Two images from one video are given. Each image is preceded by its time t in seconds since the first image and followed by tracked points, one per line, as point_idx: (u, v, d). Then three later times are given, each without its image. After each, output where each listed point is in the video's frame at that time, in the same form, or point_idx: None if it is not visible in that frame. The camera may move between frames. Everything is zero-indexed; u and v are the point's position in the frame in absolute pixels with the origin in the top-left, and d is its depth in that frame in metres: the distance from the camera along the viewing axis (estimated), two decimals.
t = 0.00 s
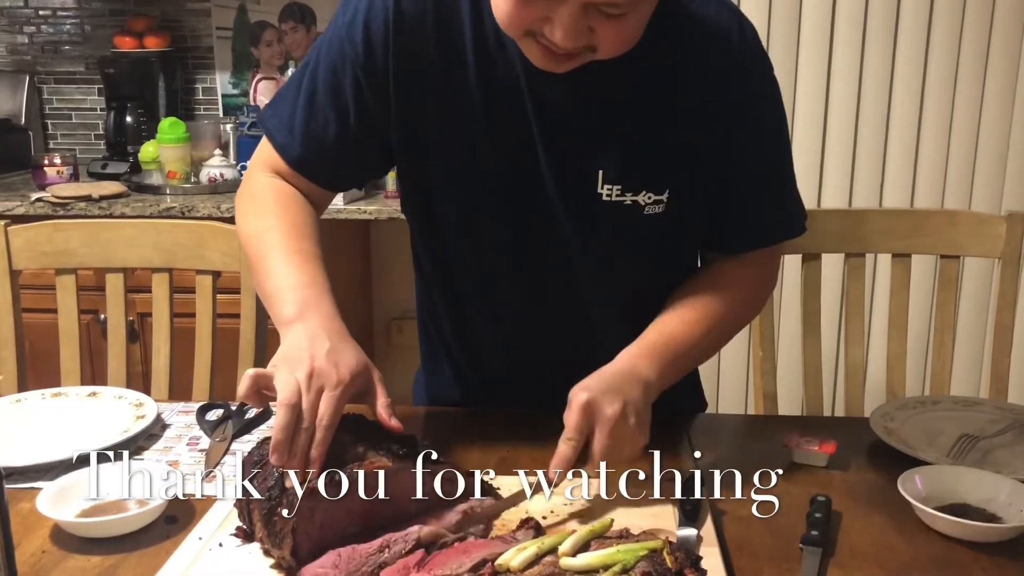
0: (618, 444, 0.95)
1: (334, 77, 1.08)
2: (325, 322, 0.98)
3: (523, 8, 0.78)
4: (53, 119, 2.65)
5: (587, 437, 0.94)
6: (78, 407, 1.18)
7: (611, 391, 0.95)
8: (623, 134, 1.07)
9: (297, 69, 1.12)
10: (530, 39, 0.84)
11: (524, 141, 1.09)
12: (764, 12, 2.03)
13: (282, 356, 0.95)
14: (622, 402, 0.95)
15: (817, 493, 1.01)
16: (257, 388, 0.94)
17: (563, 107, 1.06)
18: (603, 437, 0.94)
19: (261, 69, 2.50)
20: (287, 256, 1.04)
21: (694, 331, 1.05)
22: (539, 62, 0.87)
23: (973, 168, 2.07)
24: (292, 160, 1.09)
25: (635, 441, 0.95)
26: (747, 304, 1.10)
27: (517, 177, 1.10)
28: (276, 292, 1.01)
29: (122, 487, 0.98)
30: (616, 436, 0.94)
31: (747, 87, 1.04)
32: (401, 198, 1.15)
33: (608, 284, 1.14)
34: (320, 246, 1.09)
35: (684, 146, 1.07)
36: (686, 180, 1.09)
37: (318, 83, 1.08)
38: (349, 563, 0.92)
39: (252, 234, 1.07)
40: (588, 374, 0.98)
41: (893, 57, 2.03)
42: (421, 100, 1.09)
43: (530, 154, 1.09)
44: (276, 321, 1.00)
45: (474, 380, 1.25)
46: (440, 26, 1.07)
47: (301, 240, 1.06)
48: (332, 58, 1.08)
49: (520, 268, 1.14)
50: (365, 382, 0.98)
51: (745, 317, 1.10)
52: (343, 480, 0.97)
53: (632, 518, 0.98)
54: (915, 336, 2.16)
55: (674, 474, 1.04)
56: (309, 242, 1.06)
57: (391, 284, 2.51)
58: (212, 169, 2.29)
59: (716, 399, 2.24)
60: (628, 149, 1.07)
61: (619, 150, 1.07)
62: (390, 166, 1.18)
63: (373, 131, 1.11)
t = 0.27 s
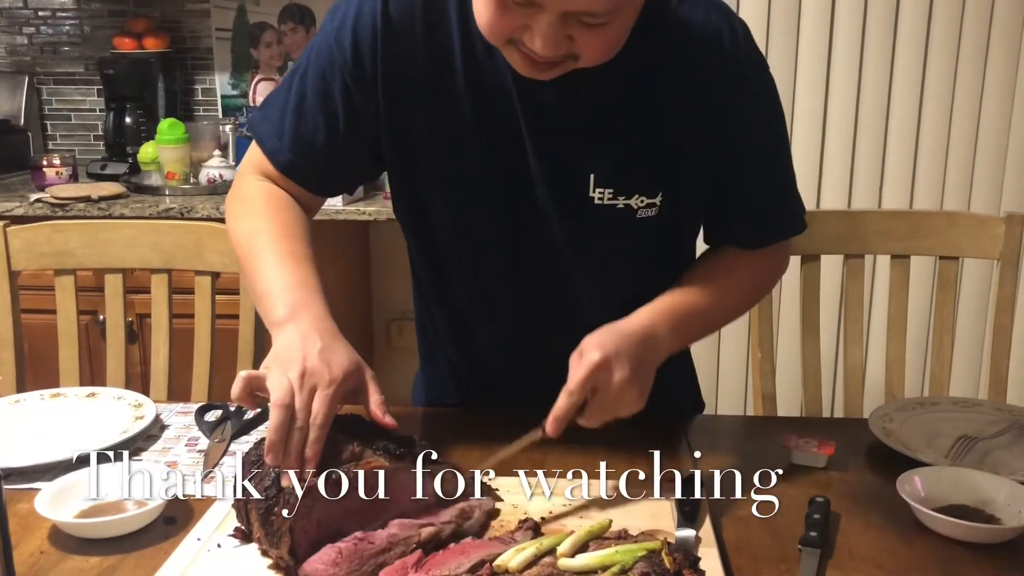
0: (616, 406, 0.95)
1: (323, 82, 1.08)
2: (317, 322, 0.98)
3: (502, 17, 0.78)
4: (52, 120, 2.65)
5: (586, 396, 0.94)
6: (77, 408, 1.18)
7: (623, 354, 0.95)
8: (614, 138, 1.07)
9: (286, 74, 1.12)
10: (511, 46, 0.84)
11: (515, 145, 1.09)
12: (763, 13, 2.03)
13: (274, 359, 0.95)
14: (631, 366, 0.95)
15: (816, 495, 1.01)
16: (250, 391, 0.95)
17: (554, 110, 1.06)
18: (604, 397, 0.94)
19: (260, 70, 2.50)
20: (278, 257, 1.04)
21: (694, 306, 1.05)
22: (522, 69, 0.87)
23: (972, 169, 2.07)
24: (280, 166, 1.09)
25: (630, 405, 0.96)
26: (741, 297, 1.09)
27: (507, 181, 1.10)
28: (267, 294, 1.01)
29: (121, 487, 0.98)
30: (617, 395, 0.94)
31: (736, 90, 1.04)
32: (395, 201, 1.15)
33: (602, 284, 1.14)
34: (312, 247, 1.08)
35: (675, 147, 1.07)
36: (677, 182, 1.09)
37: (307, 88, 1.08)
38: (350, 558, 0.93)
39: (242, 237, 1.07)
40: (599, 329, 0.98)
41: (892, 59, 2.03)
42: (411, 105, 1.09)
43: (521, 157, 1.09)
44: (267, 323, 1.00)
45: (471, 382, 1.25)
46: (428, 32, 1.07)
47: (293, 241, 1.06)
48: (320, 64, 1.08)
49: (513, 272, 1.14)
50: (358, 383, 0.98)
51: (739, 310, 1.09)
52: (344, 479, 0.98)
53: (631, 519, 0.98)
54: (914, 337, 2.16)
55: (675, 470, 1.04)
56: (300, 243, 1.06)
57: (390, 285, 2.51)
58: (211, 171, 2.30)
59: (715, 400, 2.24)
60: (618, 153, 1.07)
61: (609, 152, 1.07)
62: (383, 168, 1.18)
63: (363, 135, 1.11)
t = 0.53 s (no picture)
0: (581, 409, 0.96)
1: (317, 88, 1.08)
2: (314, 323, 0.98)
3: (497, 32, 0.79)
4: (52, 121, 2.65)
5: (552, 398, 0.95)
6: (76, 409, 1.18)
7: (590, 357, 0.97)
8: (610, 148, 1.06)
9: (279, 80, 1.12)
10: (505, 61, 0.84)
11: (511, 155, 1.09)
12: (763, 15, 2.03)
13: (272, 360, 0.95)
14: (596, 370, 0.96)
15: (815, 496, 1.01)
16: (247, 394, 0.93)
17: (550, 120, 1.05)
18: (569, 400, 0.95)
19: (260, 71, 2.50)
20: (272, 259, 1.04)
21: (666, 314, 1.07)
22: (515, 82, 0.87)
23: (971, 171, 2.07)
24: (274, 170, 1.09)
25: (594, 409, 0.97)
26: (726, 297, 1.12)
27: (503, 191, 1.10)
28: (262, 295, 1.01)
29: (121, 487, 0.98)
30: (581, 398, 0.96)
31: (732, 103, 1.03)
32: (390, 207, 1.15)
33: (598, 290, 1.15)
34: (306, 248, 1.09)
35: (670, 158, 1.07)
36: (672, 191, 1.09)
37: (300, 96, 1.08)
38: (348, 560, 0.92)
39: (236, 238, 1.07)
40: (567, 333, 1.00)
41: (891, 61, 2.03)
42: (405, 114, 1.09)
43: (516, 167, 1.09)
44: (263, 327, 1.00)
45: (471, 386, 1.25)
46: (424, 39, 1.07)
47: (287, 242, 1.06)
48: (314, 71, 1.08)
49: (509, 278, 1.14)
50: (357, 384, 0.99)
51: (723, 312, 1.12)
52: (343, 480, 0.97)
53: (630, 520, 0.98)
54: (914, 338, 2.16)
55: (674, 470, 1.05)
56: (294, 245, 1.07)
57: (390, 285, 2.51)
58: (210, 172, 2.30)
59: (714, 401, 2.24)
60: (613, 165, 1.07)
61: (603, 165, 1.07)
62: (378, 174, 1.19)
63: (357, 143, 1.11)
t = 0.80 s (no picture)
0: (543, 440, 0.95)
1: (309, 91, 1.08)
2: (308, 322, 0.98)
3: (501, 51, 0.78)
4: (51, 120, 2.65)
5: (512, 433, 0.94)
6: (74, 409, 1.18)
7: (549, 389, 0.94)
8: (605, 155, 1.06)
9: (272, 81, 1.12)
10: (507, 77, 0.83)
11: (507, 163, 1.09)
12: (762, 16, 2.03)
13: (267, 360, 0.95)
14: (557, 400, 0.94)
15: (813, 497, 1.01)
16: (242, 394, 0.92)
17: (546, 129, 1.05)
18: (531, 431, 0.94)
19: (259, 71, 2.51)
20: (265, 258, 1.04)
21: (646, 339, 1.05)
22: (514, 97, 0.87)
23: (971, 172, 2.07)
24: (264, 172, 1.10)
25: (558, 440, 0.96)
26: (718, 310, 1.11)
27: (497, 196, 1.10)
28: (256, 294, 1.01)
29: (121, 487, 0.98)
30: (544, 431, 0.94)
31: (727, 114, 1.03)
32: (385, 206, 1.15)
33: (594, 298, 1.14)
34: (299, 248, 1.09)
35: (664, 165, 1.07)
36: (668, 199, 1.09)
37: (292, 97, 1.08)
38: (346, 559, 0.92)
39: (229, 238, 1.07)
40: (538, 360, 0.97)
41: (890, 62, 2.03)
42: (400, 118, 1.09)
43: (511, 174, 1.09)
44: (257, 326, 1.00)
45: (470, 388, 1.26)
46: (418, 41, 1.07)
47: (280, 241, 1.06)
48: (307, 74, 1.08)
49: (505, 281, 1.14)
50: (351, 383, 0.98)
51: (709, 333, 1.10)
52: (343, 479, 0.97)
53: (629, 521, 0.98)
54: (913, 339, 2.16)
55: (673, 469, 1.05)
56: (287, 244, 1.07)
57: (389, 286, 2.51)
58: (209, 171, 2.31)
59: (714, 401, 2.24)
60: (608, 173, 1.07)
61: (598, 174, 1.07)
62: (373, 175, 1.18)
63: (350, 145, 1.11)
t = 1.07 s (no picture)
0: (576, 445, 0.96)
1: (304, 92, 1.07)
2: (301, 322, 0.98)
3: (509, 81, 0.78)
4: (51, 121, 2.65)
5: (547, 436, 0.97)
6: (74, 409, 1.18)
7: (572, 394, 0.98)
8: (602, 161, 1.06)
9: (267, 81, 1.12)
10: (511, 102, 0.83)
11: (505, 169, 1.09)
12: (761, 17, 2.03)
13: (260, 359, 0.94)
14: (581, 403, 0.97)
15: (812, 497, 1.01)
16: (237, 394, 0.92)
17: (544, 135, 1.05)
18: (563, 437, 0.95)
19: (258, 71, 2.51)
20: (260, 258, 1.04)
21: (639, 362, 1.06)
22: (515, 117, 0.86)
23: (970, 173, 2.08)
24: (258, 172, 1.09)
25: (592, 442, 0.97)
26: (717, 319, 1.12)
27: (494, 201, 1.10)
28: (250, 294, 1.01)
29: (120, 487, 0.98)
30: (580, 431, 0.96)
31: (722, 124, 1.03)
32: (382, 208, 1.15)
33: (590, 301, 1.15)
34: (293, 247, 1.09)
35: (661, 169, 1.07)
36: (663, 203, 1.10)
37: (287, 98, 1.08)
38: (345, 560, 0.92)
39: (224, 238, 1.07)
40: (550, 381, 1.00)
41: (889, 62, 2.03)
42: (396, 122, 1.09)
43: (508, 179, 1.09)
44: (251, 326, 1.00)
45: (467, 389, 1.26)
46: (415, 44, 1.07)
47: (274, 241, 1.06)
48: (302, 76, 1.07)
49: (500, 285, 1.14)
50: (346, 383, 0.98)
51: (704, 341, 1.12)
52: (343, 479, 0.97)
53: (628, 521, 0.98)
54: (913, 340, 2.16)
55: (673, 470, 1.05)
56: (281, 243, 1.07)
57: (388, 286, 2.51)
58: (208, 171, 2.31)
59: (713, 402, 2.24)
60: (603, 180, 1.07)
61: (593, 182, 1.07)
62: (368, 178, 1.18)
63: (344, 147, 1.11)
